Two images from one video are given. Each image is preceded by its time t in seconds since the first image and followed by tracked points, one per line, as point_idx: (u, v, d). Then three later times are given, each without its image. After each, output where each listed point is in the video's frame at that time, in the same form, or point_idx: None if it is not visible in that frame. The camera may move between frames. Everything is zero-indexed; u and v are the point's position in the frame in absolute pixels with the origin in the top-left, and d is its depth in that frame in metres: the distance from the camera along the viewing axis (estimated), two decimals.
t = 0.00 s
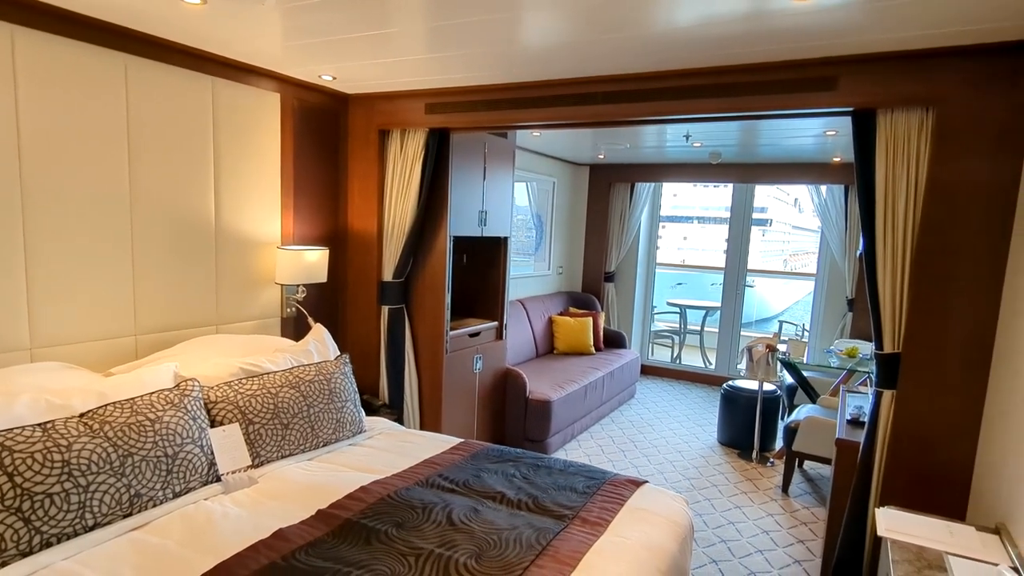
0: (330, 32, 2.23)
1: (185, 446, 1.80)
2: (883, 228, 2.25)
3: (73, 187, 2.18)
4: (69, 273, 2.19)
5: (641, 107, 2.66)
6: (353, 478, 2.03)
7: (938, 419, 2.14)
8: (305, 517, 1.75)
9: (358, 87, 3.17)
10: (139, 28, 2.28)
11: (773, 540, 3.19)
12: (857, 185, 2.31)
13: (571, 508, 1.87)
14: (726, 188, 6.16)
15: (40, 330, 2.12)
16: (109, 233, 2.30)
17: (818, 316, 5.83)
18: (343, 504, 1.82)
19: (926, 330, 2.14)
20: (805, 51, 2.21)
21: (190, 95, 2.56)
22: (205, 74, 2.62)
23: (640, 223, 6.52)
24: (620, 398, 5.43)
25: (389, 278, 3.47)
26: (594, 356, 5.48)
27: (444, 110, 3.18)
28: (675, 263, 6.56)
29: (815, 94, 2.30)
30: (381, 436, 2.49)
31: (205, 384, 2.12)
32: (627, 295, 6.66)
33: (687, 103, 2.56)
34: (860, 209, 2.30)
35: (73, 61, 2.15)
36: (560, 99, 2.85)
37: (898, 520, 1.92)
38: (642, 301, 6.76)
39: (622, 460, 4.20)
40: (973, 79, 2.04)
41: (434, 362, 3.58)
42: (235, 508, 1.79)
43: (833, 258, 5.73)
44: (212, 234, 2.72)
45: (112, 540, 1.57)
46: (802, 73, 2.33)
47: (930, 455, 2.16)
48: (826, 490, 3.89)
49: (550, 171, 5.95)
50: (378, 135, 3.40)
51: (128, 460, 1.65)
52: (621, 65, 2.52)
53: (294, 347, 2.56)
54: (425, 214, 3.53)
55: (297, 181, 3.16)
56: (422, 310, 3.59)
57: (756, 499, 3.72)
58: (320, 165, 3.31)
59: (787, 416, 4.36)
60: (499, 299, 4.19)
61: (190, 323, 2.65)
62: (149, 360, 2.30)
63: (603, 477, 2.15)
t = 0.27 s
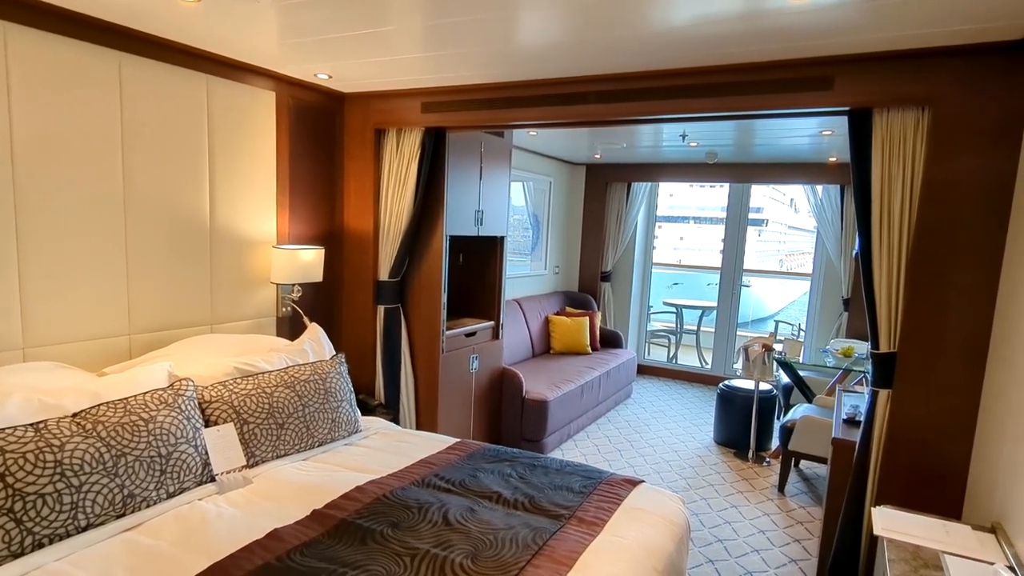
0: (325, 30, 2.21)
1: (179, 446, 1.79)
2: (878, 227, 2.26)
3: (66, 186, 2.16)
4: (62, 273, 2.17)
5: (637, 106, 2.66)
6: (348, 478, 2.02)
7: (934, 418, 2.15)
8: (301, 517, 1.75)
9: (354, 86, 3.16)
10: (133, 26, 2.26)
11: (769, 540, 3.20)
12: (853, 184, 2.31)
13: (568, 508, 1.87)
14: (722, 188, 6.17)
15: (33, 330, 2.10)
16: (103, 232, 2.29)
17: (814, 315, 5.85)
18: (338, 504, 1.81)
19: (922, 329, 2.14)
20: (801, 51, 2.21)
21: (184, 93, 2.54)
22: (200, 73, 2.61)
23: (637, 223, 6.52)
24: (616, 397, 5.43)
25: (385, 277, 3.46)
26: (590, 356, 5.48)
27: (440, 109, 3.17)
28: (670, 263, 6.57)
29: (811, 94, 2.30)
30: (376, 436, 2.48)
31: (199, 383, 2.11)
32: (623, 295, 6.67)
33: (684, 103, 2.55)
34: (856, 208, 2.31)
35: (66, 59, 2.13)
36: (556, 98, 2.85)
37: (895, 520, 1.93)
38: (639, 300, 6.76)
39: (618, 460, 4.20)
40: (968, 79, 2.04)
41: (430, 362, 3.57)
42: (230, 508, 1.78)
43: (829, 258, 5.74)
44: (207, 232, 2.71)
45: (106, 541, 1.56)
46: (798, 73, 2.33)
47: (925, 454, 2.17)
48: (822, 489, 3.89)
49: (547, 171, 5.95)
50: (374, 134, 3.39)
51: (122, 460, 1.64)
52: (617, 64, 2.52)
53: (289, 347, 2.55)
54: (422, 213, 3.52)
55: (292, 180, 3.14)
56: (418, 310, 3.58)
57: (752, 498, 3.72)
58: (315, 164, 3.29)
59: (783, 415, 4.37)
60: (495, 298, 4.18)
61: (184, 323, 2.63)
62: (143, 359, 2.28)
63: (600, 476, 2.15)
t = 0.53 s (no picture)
0: (323, 28, 2.19)
1: (175, 448, 1.77)
2: (879, 227, 2.25)
3: (60, 185, 2.14)
4: (56, 273, 2.15)
5: (637, 105, 2.65)
6: (346, 480, 2.00)
7: (935, 419, 2.14)
8: (299, 520, 1.73)
9: (352, 84, 3.14)
10: (128, 23, 2.24)
11: (768, 540, 3.19)
12: (854, 184, 2.31)
13: (568, 510, 1.85)
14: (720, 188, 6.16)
15: (27, 330, 2.08)
16: (97, 231, 2.26)
17: (812, 315, 5.84)
18: (337, 506, 1.79)
19: (923, 329, 2.14)
20: (801, 50, 2.20)
21: (179, 92, 2.52)
22: (196, 71, 2.59)
23: (635, 223, 6.51)
24: (614, 397, 5.42)
25: (383, 277, 3.45)
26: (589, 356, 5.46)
27: (438, 108, 3.15)
28: (667, 263, 6.57)
29: (812, 93, 2.29)
30: (374, 437, 2.46)
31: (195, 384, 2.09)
32: (621, 295, 6.66)
33: (684, 102, 2.54)
34: (857, 208, 2.30)
35: (60, 57, 2.10)
36: (555, 96, 2.83)
37: (897, 521, 1.92)
38: (637, 300, 6.76)
39: (617, 461, 4.19)
40: (969, 78, 2.03)
41: (428, 362, 3.55)
42: (226, 511, 1.76)
43: (827, 258, 5.74)
44: (203, 232, 2.68)
45: (100, 544, 1.54)
46: (799, 72, 2.32)
47: (926, 455, 2.16)
48: (821, 490, 3.89)
49: (545, 171, 5.93)
50: (372, 133, 3.37)
51: (117, 463, 1.62)
52: (617, 63, 2.51)
53: (286, 347, 2.53)
54: (420, 213, 3.51)
55: (289, 179, 3.12)
56: (416, 310, 3.56)
57: (751, 498, 3.71)
58: (313, 163, 3.27)
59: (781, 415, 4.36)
60: (493, 298, 4.16)
61: (180, 323, 2.61)
62: (138, 360, 2.26)
63: (600, 478, 2.13)
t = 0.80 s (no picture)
0: (321, 22, 2.16)
1: (171, 448, 1.74)
2: (883, 225, 2.23)
3: (53, 181, 2.10)
4: (49, 269, 2.11)
5: (639, 102, 2.62)
6: (346, 480, 1.97)
7: (939, 419, 2.12)
8: (298, 520, 1.70)
9: (350, 80, 3.11)
10: (123, 16, 2.20)
11: (769, 540, 3.17)
12: (858, 182, 2.29)
13: (570, 510, 1.83)
14: (719, 186, 6.14)
15: (20, 328, 2.04)
16: (91, 228, 2.23)
17: (811, 314, 5.83)
18: (336, 507, 1.76)
19: (927, 328, 2.12)
20: (805, 46, 2.18)
21: (175, 86, 2.48)
22: (192, 65, 2.55)
23: (633, 221, 6.49)
24: (613, 396, 5.40)
25: (381, 275, 3.42)
26: (587, 354, 5.44)
27: (437, 104, 3.12)
28: (664, 262, 6.56)
29: (816, 90, 2.27)
30: (373, 436, 2.44)
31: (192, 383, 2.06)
32: (619, 293, 6.64)
33: (686, 98, 2.52)
34: (861, 206, 2.28)
35: (54, 50, 2.07)
36: (556, 93, 2.80)
37: (903, 521, 1.91)
38: (635, 299, 6.74)
39: (616, 459, 4.17)
40: (975, 75, 2.01)
41: (426, 360, 3.53)
42: (224, 511, 1.73)
43: (826, 256, 5.72)
44: (200, 229, 2.65)
45: (96, 546, 1.51)
46: (803, 68, 2.30)
47: (930, 454, 2.14)
48: (820, 489, 3.88)
49: (544, 168, 5.91)
50: (371, 129, 3.34)
51: (113, 463, 1.59)
52: (619, 58, 2.48)
53: (284, 345, 2.50)
54: (419, 210, 3.48)
55: (287, 176, 3.09)
56: (415, 308, 3.54)
57: (751, 498, 3.70)
58: (311, 160, 3.24)
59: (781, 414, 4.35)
60: (492, 296, 4.14)
61: (177, 320, 2.58)
62: (134, 358, 2.23)
63: (602, 477, 2.11)
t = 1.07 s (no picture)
0: (319, 17, 2.14)
1: (169, 446, 1.73)
2: (884, 223, 2.23)
3: (48, 177, 2.08)
4: (44, 266, 2.09)
5: (639, 99, 2.61)
6: (345, 478, 1.96)
7: (940, 417, 2.12)
8: (297, 519, 1.69)
9: (348, 76, 3.09)
10: (119, 10, 2.18)
11: (767, 538, 3.18)
12: (859, 179, 2.28)
13: (571, 508, 1.82)
14: (717, 184, 6.14)
15: (15, 325, 2.02)
16: (87, 225, 2.20)
17: (809, 312, 5.83)
18: (335, 505, 1.75)
19: (927, 326, 2.12)
20: (807, 43, 2.17)
21: (172, 81, 2.46)
22: (190, 60, 2.53)
23: (631, 219, 6.49)
24: (611, 394, 5.40)
25: (380, 272, 3.41)
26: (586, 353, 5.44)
27: (436, 101, 3.10)
28: (661, 260, 6.56)
29: (817, 87, 2.27)
30: (372, 434, 2.43)
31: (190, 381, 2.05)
32: (617, 291, 6.63)
33: (687, 95, 2.51)
34: (861, 204, 2.28)
35: (49, 44, 2.04)
36: (556, 89, 2.79)
37: (905, 519, 1.91)
38: (633, 297, 6.73)
39: (614, 457, 4.17)
40: (977, 73, 2.01)
41: (425, 358, 3.52)
42: (222, 510, 1.72)
43: (825, 254, 5.73)
44: (198, 225, 2.63)
45: (93, 544, 1.50)
46: (804, 65, 2.29)
47: (930, 453, 2.14)
48: (819, 487, 3.88)
49: (542, 166, 5.90)
50: (369, 126, 3.32)
51: (110, 461, 1.58)
52: (619, 55, 2.47)
53: (283, 343, 2.49)
54: (417, 207, 3.46)
55: (285, 172, 3.07)
56: (413, 306, 3.52)
57: (749, 496, 3.70)
58: (309, 157, 3.22)
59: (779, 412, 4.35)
60: (490, 294, 4.13)
61: (174, 318, 2.56)
62: (132, 356, 2.22)
63: (602, 475, 2.11)
